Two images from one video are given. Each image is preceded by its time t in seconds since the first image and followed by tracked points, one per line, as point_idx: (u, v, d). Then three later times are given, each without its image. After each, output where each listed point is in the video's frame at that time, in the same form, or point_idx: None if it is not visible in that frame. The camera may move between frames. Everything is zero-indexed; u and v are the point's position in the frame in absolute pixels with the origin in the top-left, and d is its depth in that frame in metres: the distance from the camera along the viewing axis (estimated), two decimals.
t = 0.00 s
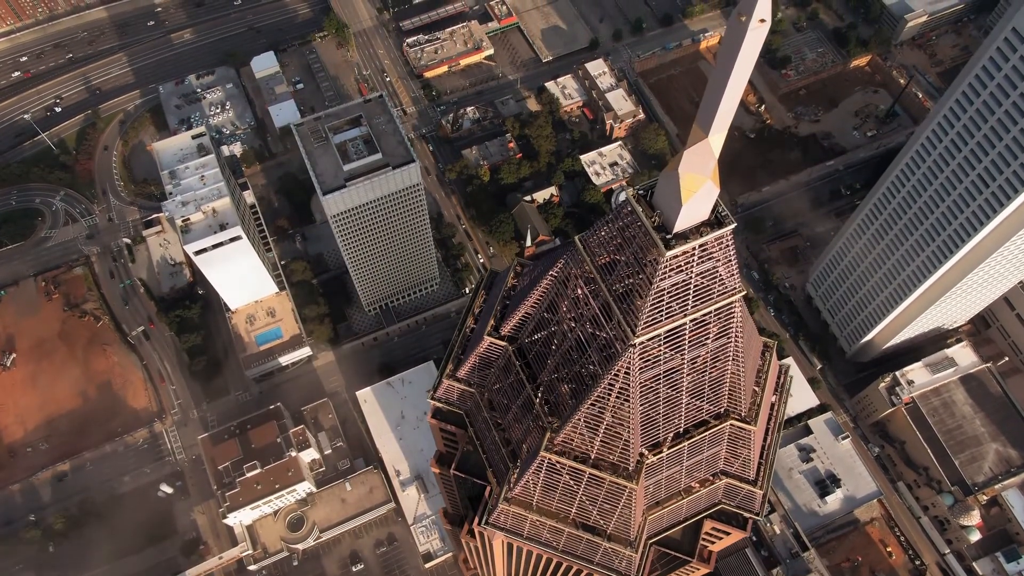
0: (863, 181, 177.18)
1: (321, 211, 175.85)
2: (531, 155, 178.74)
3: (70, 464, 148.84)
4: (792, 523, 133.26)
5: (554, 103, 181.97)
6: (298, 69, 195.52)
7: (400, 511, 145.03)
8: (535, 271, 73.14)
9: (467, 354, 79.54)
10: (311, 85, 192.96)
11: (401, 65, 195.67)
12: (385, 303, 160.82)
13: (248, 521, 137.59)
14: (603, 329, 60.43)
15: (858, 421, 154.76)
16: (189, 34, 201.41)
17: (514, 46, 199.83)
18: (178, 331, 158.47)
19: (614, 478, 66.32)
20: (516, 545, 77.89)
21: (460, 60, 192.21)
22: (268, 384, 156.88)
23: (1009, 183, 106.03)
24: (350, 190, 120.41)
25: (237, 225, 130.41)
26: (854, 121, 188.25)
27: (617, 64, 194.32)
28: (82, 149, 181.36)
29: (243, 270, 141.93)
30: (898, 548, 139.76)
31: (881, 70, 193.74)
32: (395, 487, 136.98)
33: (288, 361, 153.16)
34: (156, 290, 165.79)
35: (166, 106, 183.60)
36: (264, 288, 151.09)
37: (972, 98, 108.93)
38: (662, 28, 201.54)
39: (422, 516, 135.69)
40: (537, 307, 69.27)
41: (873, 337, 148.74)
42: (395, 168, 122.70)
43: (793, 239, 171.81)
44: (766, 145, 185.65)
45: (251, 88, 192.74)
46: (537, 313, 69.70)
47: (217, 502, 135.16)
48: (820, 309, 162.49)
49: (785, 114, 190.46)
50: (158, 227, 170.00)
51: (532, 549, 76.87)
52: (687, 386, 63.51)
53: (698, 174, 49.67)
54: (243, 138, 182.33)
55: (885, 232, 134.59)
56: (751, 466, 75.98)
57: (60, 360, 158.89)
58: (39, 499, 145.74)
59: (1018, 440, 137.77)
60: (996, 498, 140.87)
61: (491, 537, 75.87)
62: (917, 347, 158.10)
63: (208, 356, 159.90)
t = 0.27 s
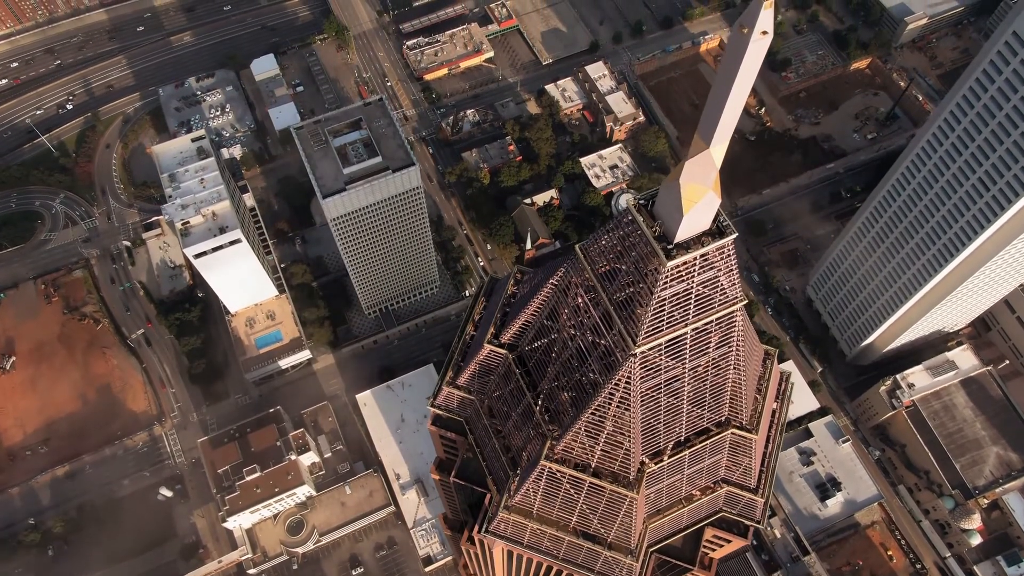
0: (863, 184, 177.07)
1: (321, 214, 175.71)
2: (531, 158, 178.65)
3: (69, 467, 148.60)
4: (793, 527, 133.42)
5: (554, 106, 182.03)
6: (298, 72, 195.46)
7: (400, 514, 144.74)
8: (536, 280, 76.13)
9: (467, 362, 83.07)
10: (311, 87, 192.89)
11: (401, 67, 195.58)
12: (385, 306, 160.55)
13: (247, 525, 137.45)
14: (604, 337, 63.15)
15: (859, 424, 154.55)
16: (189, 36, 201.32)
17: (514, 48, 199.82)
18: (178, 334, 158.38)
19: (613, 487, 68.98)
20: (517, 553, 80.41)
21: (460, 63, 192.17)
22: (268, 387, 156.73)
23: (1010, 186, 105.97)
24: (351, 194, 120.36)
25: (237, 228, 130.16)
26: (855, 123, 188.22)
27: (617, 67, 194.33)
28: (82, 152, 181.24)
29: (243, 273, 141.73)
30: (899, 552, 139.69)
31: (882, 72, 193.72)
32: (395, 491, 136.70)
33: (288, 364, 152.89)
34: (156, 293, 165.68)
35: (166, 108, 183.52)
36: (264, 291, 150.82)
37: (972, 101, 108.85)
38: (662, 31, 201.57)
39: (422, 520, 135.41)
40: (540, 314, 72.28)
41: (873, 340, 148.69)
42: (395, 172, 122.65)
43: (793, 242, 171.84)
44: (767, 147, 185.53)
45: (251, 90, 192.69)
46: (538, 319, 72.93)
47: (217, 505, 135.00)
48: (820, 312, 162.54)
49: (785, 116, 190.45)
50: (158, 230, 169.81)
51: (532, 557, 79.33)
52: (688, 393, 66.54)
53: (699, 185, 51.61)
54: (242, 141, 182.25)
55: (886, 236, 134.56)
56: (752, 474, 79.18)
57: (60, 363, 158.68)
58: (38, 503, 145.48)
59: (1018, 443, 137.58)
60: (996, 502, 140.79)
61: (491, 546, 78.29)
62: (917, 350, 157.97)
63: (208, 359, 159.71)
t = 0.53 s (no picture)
0: (864, 187, 176.84)
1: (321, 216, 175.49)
2: (531, 161, 178.49)
3: (68, 471, 148.31)
4: (793, 532, 133.80)
5: (554, 109, 181.88)
6: (298, 75, 195.39)
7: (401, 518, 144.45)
8: (536, 289, 77.58)
9: (467, 371, 85.92)
10: (311, 90, 192.79)
11: (401, 70, 195.48)
12: (385, 309, 160.37)
13: (247, 529, 137.15)
14: (603, 348, 63.99)
15: (859, 427, 154.30)
16: (189, 39, 201.29)
17: (514, 51, 199.85)
18: (178, 337, 158.15)
19: (613, 497, 71.22)
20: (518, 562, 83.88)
21: (460, 66, 192.11)
22: (267, 391, 156.51)
23: (1011, 190, 105.87)
24: (350, 198, 120.15)
25: (236, 231, 129.97)
26: (855, 126, 188.04)
27: (617, 70, 194.18)
28: (82, 155, 181.05)
29: (243, 277, 141.57)
30: (899, 555, 139.51)
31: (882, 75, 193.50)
32: (395, 494, 136.33)
33: (288, 367, 152.63)
34: (155, 296, 165.51)
35: (166, 111, 183.36)
36: (263, 294, 150.58)
37: (973, 105, 108.80)
38: (662, 34, 201.51)
39: (421, 524, 135.02)
40: (540, 323, 73.38)
41: (874, 343, 148.39)
42: (395, 175, 122.37)
43: (794, 246, 171.69)
44: (767, 150, 185.34)
45: (251, 93, 192.66)
46: (538, 328, 74.19)
47: (217, 509, 134.78)
48: (821, 315, 162.10)
49: (785, 119, 190.27)
50: (158, 233, 169.62)
51: (534, 565, 82.73)
52: (689, 403, 67.47)
53: (701, 198, 52.15)
54: (242, 143, 182.14)
55: (886, 240, 134.36)
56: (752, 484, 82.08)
57: (60, 367, 158.50)
58: (37, 507, 145.18)
59: (1019, 447, 137.26)
60: (997, 506, 140.65)
61: (491, 554, 81.55)
62: (918, 353, 157.79)
63: (207, 363, 159.43)
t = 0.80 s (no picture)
0: (864, 190, 176.70)
1: (321, 219, 175.33)
2: (531, 164, 178.37)
3: (67, 474, 148.10)
4: (794, 536, 133.49)
5: (554, 111, 181.77)
6: (298, 77, 195.30)
7: (400, 522, 144.05)
8: (536, 297, 79.31)
9: (467, 380, 87.93)
10: (311, 92, 192.75)
11: (401, 72, 195.37)
12: (385, 312, 160.12)
13: (247, 533, 136.72)
14: (604, 358, 65.61)
15: (860, 430, 153.98)
16: (189, 41, 201.34)
17: (514, 54, 199.80)
18: (178, 340, 157.93)
19: (614, 506, 72.98)
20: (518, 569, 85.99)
21: (460, 68, 192.05)
22: (267, 394, 156.31)
23: (1011, 194, 105.83)
24: (350, 201, 119.95)
25: (236, 234, 129.86)
26: (855, 129, 187.92)
27: (617, 72, 194.12)
28: (82, 158, 181.03)
29: (243, 280, 141.31)
30: (900, 559, 138.84)
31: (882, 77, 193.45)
32: (395, 498, 136.10)
33: (287, 371, 152.36)
34: (155, 299, 165.37)
35: (166, 113, 183.42)
36: (263, 297, 150.28)
37: (973, 109, 108.92)
38: (662, 36, 201.57)
39: (422, 527, 134.81)
40: (541, 331, 75.15)
41: (875, 346, 148.01)
42: (395, 178, 122.17)
43: (794, 248, 171.58)
44: (767, 152, 185.21)
45: (251, 96, 192.57)
46: (539, 336, 75.89)
47: (216, 513, 134.42)
48: (821, 318, 161.90)
49: (786, 122, 190.22)
50: (157, 236, 169.57)
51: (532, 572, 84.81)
52: (689, 412, 69.06)
53: (703, 209, 53.08)
54: (242, 146, 182.11)
55: (886, 243, 134.25)
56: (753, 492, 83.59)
57: (60, 370, 158.35)
58: (36, 510, 144.96)
59: (1021, 451, 136.84)
60: (998, 509, 140.54)
61: (490, 561, 84.95)
62: (918, 356, 157.59)
63: (207, 366, 159.18)
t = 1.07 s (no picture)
0: (864, 192, 176.64)
1: (320, 222, 175.17)
2: (531, 166, 178.29)
3: (67, 477, 147.82)
4: (795, 539, 133.01)
5: (554, 114, 181.73)
6: (298, 80, 195.26)
7: (400, 525, 143.76)
8: (536, 305, 81.57)
9: (467, 388, 90.86)
10: (311, 95, 192.69)
11: (401, 75, 195.33)
12: (385, 314, 159.97)
13: (247, 536, 136.28)
14: (604, 367, 67.81)
15: (861, 434, 153.75)
16: (189, 44, 201.31)
17: (514, 56, 199.73)
18: (178, 343, 157.65)
19: (614, 514, 75.57)
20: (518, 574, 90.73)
21: (460, 71, 191.99)
22: (267, 397, 156.12)
23: (1012, 198, 105.75)
24: (349, 205, 119.80)
25: (237, 237, 129.68)
26: (855, 131, 187.83)
27: (617, 74, 194.11)
28: (81, 160, 180.87)
29: (243, 283, 141.10)
30: (900, 563, 136.80)
31: (882, 80, 193.45)
32: (394, 501, 135.66)
33: (287, 373, 152.10)
34: (155, 302, 165.22)
35: (165, 116, 183.43)
36: (263, 300, 149.98)
37: (973, 113, 108.92)
38: (662, 39, 201.60)
39: (421, 531, 134.53)
40: (541, 339, 77.48)
41: (876, 349, 147.55)
42: (395, 182, 122.03)
43: (795, 251, 171.48)
44: (768, 155, 185.14)
45: (252, 98, 192.49)
46: (539, 344, 78.21)
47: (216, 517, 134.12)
48: (822, 321, 161.64)
49: (786, 124, 190.20)
50: (157, 239, 171.01)
51: None
52: (691, 421, 71.28)
53: (704, 219, 54.90)
54: (242, 149, 182.03)
55: (886, 247, 134.25)
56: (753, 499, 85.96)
57: (59, 372, 158.14)
58: (36, 514, 144.71)
59: (1021, 454, 136.64)
60: (999, 513, 140.43)
61: (489, 568, 89.67)
62: (919, 359, 157.44)
63: (206, 369, 158.96)
